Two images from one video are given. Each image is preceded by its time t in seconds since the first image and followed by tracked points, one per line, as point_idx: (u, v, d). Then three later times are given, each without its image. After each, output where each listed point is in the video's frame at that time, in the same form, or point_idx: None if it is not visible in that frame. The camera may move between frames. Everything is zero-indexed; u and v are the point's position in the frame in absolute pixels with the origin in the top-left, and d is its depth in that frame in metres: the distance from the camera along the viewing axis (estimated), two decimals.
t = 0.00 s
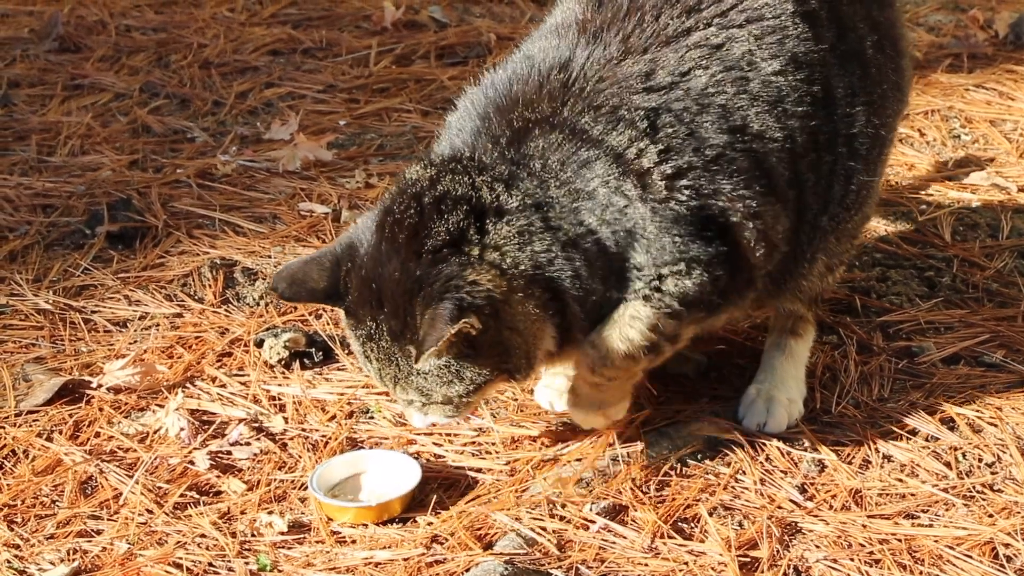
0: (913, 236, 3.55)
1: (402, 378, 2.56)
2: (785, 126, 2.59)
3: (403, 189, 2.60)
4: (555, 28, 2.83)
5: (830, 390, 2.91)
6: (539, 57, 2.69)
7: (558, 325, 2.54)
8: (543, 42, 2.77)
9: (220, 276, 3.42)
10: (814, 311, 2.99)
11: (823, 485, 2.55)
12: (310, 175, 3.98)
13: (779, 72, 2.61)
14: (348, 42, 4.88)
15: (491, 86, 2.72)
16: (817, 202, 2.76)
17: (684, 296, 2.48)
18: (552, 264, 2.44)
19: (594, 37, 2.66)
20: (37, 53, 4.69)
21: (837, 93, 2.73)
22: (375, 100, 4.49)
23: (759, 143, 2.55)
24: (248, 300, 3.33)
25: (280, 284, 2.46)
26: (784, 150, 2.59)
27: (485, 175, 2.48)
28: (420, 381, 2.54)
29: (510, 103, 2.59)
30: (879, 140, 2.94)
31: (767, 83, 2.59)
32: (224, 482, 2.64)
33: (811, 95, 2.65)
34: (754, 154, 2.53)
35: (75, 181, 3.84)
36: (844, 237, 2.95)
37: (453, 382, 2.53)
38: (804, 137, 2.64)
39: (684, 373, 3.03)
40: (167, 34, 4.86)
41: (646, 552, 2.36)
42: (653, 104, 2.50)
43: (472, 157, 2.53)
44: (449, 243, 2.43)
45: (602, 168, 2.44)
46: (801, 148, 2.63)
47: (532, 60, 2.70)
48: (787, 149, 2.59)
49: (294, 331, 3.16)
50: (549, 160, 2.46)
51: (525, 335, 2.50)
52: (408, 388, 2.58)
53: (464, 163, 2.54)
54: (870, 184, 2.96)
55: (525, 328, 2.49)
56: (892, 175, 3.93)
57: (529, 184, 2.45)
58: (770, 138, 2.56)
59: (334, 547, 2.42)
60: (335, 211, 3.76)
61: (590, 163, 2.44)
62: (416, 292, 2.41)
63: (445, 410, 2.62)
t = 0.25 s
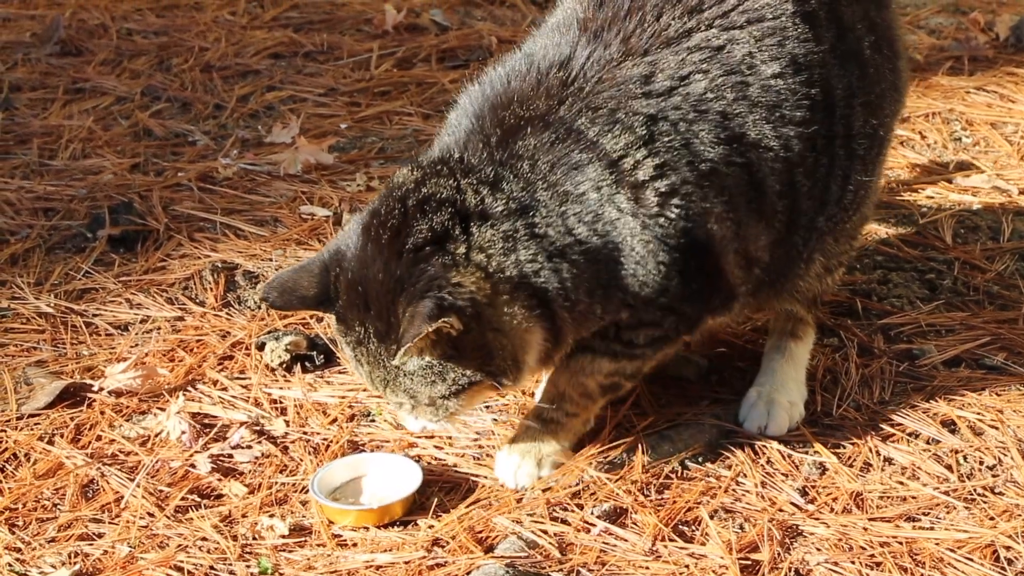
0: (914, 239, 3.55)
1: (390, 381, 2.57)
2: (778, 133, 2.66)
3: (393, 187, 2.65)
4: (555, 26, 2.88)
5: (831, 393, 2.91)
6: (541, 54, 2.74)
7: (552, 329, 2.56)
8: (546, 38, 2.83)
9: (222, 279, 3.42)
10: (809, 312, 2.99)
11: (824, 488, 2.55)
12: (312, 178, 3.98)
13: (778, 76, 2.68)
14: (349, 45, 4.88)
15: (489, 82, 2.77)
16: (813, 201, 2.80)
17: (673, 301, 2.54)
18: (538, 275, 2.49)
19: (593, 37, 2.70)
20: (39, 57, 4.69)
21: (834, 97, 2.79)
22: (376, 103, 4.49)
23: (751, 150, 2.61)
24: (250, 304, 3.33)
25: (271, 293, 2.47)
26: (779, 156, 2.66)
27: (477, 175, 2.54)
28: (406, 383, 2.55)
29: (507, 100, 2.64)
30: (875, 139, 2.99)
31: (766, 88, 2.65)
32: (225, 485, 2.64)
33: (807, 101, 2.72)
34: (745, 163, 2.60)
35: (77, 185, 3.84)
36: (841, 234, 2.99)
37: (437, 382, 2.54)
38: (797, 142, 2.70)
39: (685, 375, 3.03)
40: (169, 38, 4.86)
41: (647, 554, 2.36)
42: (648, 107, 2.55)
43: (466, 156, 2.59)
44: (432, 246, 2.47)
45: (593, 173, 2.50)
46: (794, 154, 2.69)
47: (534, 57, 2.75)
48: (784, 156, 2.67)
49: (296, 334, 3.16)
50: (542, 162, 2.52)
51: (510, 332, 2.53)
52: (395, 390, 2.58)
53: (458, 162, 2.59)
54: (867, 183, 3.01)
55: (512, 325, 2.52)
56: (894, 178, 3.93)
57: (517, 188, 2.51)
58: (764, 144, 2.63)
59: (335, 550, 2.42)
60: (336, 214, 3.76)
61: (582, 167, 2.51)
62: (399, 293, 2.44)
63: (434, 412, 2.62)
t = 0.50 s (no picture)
0: (915, 242, 3.55)
1: (375, 411, 2.59)
2: (766, 147, 2.64)
3: (377, 214, 2.62)
4: (539, 34, 2.83)
5: (833, 396, 2.91)
6: (524, 67, 2.68)
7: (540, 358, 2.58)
8: (530, 48, 2.77)
9: (223, 282, 3.42)
10: (808, 316, 2.99)
11: (825, 491, 2.55)
12: (313, 181, 3.98)
13: (765, 88, 2.66)
14: (350, 48, 4.88)
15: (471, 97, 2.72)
16: (807, 212, 2.79)
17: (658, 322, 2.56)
18: (522, 307, 2.48)
19: (578, 51, 2.64)
20: (41, 60, 4.70)
21: (824, 104, 2.77)
22: (378, 106, 4.50)
23: (739, 167, 2.60)
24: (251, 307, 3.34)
25: (259, 311, 2.46)
26: (771, 172, 2.65)
27: (459, 204, 2.51)
28: (392, 415, 2.58)
29: (488, 118, 2.59)
30: (869, 144, 2.97)
31: (754, 103, 2.64)
32: (227, 488, 2.65)
33: (795, 112, 2.70)
34: (732, 181, 2.59)
35: (78, 188, 3.84)
36: (840, 240, 2.97)
37: (424, 417, 2.57)
38: (788, 156, 2.68)
39: (686, 378, 3.03)
40: (170, 42, 4.86)
41: (648, 557, 2.36)
42: (635, 127, 2.52)
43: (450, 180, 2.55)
44: (417, 281, 2.47)
45: (580, 198, 2.47)
46: (783, 168, 2.68)
47: (515, 71, 2.69)
48: (774, 170, 2.66)
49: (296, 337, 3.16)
50: (526, 189, 2.49)
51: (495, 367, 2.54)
52: (379, 420, 2.60)
53: (441, 187, 2.55)
54: (864, 188, 2.99)
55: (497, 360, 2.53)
56: (895, 181, 3.93)
57: (502, 217, 2.48)
58: (752, 161, 2.62)
59: (336, 553, 2.42)
60: (338, 217, 3.76)
61: (570, 193, 2.47)
62: (385, 327, 2.45)
63: (419, 443, 2.62)
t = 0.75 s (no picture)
0: (916, 245, 3.56)
1: (347, 430, 2.50)
2: (751, 158, 2.60)
3: (360, 234, 2.55)
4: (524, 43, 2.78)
5: (833, 399, 2.91)
6: (506, 82, 2.64)
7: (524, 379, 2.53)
8: (514, 60, 2.72)
9: (224, 285, 3.42)
10: (809, 322, 2.99)
11: (826, 494, 2.55)
12: (314, 185, 3.99)
13: (750, 98, 2.62)
14: (352, 51, 4.89)
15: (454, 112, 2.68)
16: (799, 222, 2.74)
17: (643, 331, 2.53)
18: (501, 331, 2.43)
19: (559, 65, 2.61)
20: (42, 64, 4.70)
21: (812, 112, 2.72)
22: (379, 110, 4.50)
23: (722, 180, 2.57)
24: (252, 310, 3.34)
25: (238, 315, 2.43)
26: (756, 182, 2.60)
27: (438, 226, 2.46)
28: (364, 436, 2.49)
29: (468, 137, 2.56)
30: (862, 152, 2.91)
31: (737, 114, 2.60)
32: (227, 492, 2.65)
33: (782, 121, 2.65)
34: (715, 196, 2.56)
35: (80, 192, 3.84)
36: (834, 249, 2.93)
37: (396, 440, 2.48)
38: (775, 166, 2.64)
39: (686, 381, 3.03)
40: (172, 45, 4.87)
41: (649, 561, 2.36)
42: (613, 145, 2.50)
43: (428, 201, 2.51)
44: (398, 304, 2.39)
45: (557, 221, 2.44)
46: (771, 178, 2.63)
47: (496, 87, 2.65)
48: (760, 180, 2.61)
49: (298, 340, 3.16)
50: (504, 211, 2.45)
51: (473, 393, 2.44)
52: (352, 440, 2.51)
53: (420, 208, 2.51)
54: (857, 196, 2.94)
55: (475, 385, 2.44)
56: (896, 184, 3.93)
57: (479, 241, 2.44)
58: (736, 173, 2.58)
59: (337, 557, 2.43)
60: (339, 220, 3.76)
61: (548, 215, 2.44)
62: (362, 346, 2.35)
63: (391, 463, 2.53)
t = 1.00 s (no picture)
0: (917, 248, 3.56)
1: (337, 443, 2.59)
2: (743, 180, 2.53)
3: (349, 248, 2.64)
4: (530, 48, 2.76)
5: (835, 402, 2.91)
6: (503, 90, 2.66)
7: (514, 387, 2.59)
8: (517, 63, 2.73)
9: (226, 288, 3.42)
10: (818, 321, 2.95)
11: (827, 496, 2.55)
12: (316, 188, 3.99)
13: (744, 119, 2.54)
14: (354, 54, 4.89)
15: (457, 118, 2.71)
16: (800, 243, 2.67)
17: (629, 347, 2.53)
18: (489, 346, 2.49)
19: (554, 78, 2.59)
20: (44, 67, 4.71)
21: (814, 133, 2.62)
22: (381, 112, 4.50)
23: (711, 203, 2.52)
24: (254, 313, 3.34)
25: (228, 323, 2.56)
26: (748, 202, 2.54)
27: (425, 243, 2.51)
28: (354, 446, 2.58)
29: (462, 151, 2.60)
30: (869, 174, 2.80)
31: (729, 136, 2.53)
32: (230, 494, 2.65)
33: (780, 142, 2.57)
34: (704, 218, 2.51)
35: (82, 194, 3.85)
36: (840, 269, 2.84)
37: (384, 450, 2.57)
38: (771, 188, 2.56)
39: (688, 384, 3.03)
40: (174, 48, 4.87)
41: (650, 563, 2.36)
42: (596, 167, 2.50)
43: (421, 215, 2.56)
44: (382, 318, 2.46)
45: (537, 243, 2.47)
46: (766, 198, 2.56)
47: (495, 94, 2.67)
48: (752, 201, 2.54)
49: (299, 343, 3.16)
50: (487, 231, 2.49)
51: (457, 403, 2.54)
52: (343, 453, 2.61)
53: (412, 222, 2.57)
54: (864, 217, 2.84)
55: (460, 397, 2.53)
56: (898, 187, 3.93)
57: (463, 261, 2.48)
58: (726, 194, 2.52)
59: (339, 559, 2.43)
60: (341, 223, 3.76)
61: (528, 237, 2.48)
62: (346, 357, 2.44)
63: (382, 475, 2.61)
